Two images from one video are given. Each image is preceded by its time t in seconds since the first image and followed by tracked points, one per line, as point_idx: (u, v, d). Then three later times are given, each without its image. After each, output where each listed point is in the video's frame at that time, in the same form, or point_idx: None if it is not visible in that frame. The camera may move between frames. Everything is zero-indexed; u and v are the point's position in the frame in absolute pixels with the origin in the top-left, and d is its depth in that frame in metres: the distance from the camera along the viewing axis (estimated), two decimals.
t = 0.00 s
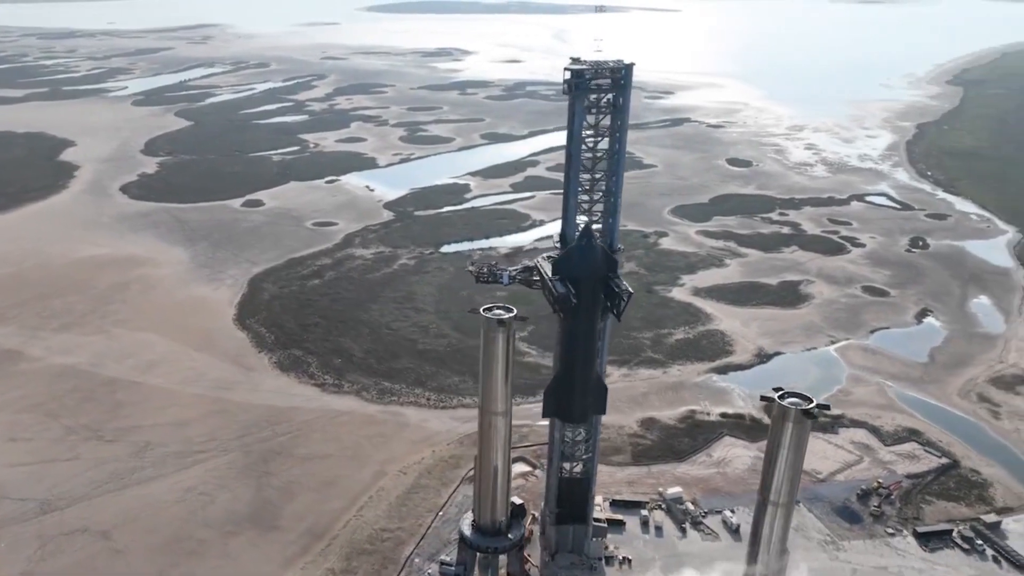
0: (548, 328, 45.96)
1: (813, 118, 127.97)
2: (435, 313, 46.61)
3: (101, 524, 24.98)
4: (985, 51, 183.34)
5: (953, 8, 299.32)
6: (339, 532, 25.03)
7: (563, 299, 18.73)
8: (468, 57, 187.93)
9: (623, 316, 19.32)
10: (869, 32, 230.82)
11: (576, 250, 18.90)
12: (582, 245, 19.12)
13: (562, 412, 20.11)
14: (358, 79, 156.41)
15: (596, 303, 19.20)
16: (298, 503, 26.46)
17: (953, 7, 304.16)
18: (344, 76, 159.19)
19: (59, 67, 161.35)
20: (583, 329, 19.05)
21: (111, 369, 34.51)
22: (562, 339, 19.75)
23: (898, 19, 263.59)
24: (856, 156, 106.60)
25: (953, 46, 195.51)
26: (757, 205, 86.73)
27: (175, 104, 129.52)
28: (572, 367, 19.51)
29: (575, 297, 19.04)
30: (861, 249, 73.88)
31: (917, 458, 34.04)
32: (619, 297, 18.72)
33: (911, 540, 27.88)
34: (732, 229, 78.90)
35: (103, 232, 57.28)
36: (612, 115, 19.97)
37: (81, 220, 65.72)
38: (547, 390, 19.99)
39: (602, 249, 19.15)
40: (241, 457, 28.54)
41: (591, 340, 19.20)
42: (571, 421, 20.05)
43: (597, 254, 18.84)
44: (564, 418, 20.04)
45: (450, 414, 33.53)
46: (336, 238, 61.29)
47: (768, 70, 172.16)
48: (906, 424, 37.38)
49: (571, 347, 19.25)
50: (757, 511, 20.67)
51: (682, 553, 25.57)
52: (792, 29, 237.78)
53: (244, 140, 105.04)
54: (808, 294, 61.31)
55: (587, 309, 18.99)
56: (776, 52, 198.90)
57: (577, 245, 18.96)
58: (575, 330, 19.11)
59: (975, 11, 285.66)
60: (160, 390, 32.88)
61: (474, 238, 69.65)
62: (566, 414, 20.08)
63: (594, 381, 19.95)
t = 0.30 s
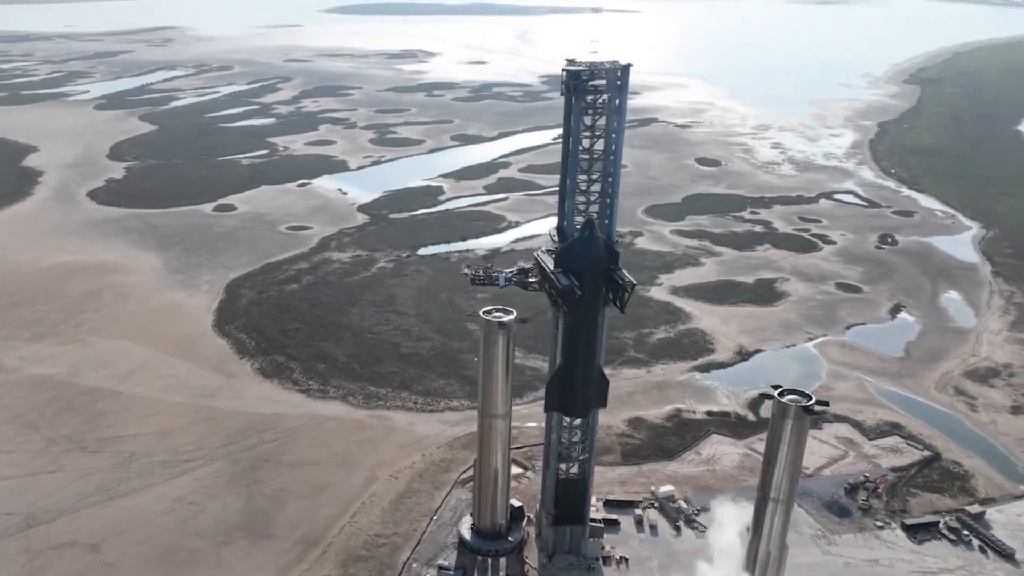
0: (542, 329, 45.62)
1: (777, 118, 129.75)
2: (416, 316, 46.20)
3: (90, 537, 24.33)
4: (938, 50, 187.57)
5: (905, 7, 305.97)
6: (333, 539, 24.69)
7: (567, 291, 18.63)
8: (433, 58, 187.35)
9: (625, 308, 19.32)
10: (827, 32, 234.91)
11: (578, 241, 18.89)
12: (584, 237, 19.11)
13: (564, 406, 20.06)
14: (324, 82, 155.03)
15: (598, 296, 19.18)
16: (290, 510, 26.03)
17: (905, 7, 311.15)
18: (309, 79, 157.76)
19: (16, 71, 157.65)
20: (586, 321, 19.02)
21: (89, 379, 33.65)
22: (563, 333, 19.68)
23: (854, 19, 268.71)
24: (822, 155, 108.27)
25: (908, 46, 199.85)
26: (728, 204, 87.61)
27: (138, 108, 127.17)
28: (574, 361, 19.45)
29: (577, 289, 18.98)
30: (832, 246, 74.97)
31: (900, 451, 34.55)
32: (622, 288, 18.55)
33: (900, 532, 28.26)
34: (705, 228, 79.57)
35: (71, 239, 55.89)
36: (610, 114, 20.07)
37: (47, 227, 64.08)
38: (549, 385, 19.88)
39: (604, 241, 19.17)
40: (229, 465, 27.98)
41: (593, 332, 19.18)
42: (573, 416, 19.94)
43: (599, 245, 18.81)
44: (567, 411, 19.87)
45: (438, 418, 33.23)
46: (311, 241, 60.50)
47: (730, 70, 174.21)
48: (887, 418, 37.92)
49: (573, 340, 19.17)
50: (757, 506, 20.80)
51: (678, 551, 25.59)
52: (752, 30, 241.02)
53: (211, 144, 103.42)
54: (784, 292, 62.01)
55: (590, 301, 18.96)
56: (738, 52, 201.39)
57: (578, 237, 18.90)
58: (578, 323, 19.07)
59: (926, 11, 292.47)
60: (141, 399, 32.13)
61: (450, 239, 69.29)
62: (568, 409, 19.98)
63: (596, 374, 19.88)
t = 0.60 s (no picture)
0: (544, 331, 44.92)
1: (742, 117, 131.31)
2: (398, 320, 45.79)
3: (79, 551, 23.67)
4: (893, 50, 191.69)
5: (856, 8, 311.97)
6: (328, 546, 24.34)
7: (570, 283, 18.59)
8: (397, 60, 186.45)
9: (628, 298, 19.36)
10: (784, 32, 238.60)
11: (578, 235, 18.90)
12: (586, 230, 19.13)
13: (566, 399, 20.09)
14: (289, 84, 153.35)
15: (600, 288, 19.21)
16: (282, 518, 25.59)
17: (857, 7, 317.67)
18: (274, 81, 155.88)
19: None
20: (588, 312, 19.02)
21: (67, 390, 32.76)
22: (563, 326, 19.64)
23: (810, 19, 273.14)
24: (788, 153, 109.79)
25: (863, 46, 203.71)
26: (700, 203, 88.35)
27: (100, 112, 124.51)
28: (575, 353, 19.51)
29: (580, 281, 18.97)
30: (804, 243, 76.00)
31: (883, 445, 35.07)
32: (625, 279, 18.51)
33: (888, 525, 28.66)
34: (678, 227, 80.18)
35: (39, 247, 54.44)
36: (607, 115, 20.05)
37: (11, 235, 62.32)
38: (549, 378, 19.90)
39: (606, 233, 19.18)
40: (216, 474, 27.40)
41: (594, 324, 19.23)
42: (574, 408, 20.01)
43: (601, 236, 18.86)
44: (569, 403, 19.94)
45: (427, 422, 32.94)
46: (286, 244, 59.64)
47: (693, 70, 175.86)
48: (868, 412, 38.48)
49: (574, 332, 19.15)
50: (757, 501, 20.91)
51: (673, 549, 25.65)
52: (711, 30, 243.63)
53: (178, 148, 101.62)
54: (759, 289, 62.68)
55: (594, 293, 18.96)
56: (699, 51, 203.34)
57: (579, 230, 18.88)
58: (580, 316, 19.04)
59: (878, 11, 299.01)
60: (122, 409, 31.33)
61: (426, 241, 68.86)
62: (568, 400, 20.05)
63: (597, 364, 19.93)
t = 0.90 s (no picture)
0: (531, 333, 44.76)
1: (708, 117, 132.73)
2: (378, 323, 45.32)
3: (66, 565, 23.00)
4: (848, 50, 195.27)
5: (810, 9, 317.70)
6: (323, 553, 24.00)
7: (573, 276, 18.43)
8: (359, 62, 185.20)
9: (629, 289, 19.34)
10: (743, 32, 241.76)
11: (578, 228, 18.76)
12: (585, 224, 19.09)
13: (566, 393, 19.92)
14: (252, 87, 151.44)
15: (601, 282, 19.18)
16: (274, 525, 25.14)
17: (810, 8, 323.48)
18: (237, 84, 153.80)
19: None
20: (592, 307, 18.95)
21: (44, 400, 31.85)
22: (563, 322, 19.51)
23: (767, 20, 277.13)
24: (754, 152, 111.18)
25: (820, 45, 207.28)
26: (671, 203, 89.01)
27: (59, 116, 121.64)
28: (576, 347, 19.44)
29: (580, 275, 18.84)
30: (775, 241, 76.96)
31: (865, 439, 35.65)
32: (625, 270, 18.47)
33: (875, 518, 29.12)
34: (651, 227, 80.66)
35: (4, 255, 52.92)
36: (603, 115, 20.00)
37: None
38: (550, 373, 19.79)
39: (606, 227, 19.15)
40: (204, 483, 26.83)
41: (595, 318, 19.08)
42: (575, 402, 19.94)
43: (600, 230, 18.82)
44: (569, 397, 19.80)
45: (414, 425, 32.65)
46: (259, 248, 58.70)
47: (657, 70, 177.25)
48: (848, 407, 39.02)
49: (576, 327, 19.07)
50: (754, 497, 20.94)
51: (668, 546, 25.75)
52: (671, 31, 245.94)
53: (142, 152, 99.65)
54: (735, 287, 63.28)
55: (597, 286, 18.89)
56: (661, 51, 205.07)
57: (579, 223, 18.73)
58: (580, 309, 18.90)
59: (831, 12, 304.54)
60: (102, 418, 30.55)
61: (400, 243, 68.33)
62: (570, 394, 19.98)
63: (598, 357, 19.90)
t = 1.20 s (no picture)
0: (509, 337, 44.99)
1: (672, 117, 133.94)
2: (357, 328, 44.85)
3: None
4: (804, 49, 198.79)
5: (764, 9, 322.46)
6: (316, 561, 23.65)
7: (574, 268, 18.32)
8: (321, 64, 183.40)
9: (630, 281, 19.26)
10: (700, 33, 244.48)
11: (579, 220, 18.68)
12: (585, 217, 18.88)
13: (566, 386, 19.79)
14: (214, 90, 149.21)
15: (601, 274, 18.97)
16: (264, 534, 24.70)
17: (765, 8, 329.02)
18: (198, 87, 151.29)
19: None
20: (593, 299, 18.76)
21: (18, 413, 30.87)
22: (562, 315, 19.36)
23: (723, 21, 280.50)
24: (719, 151, 112.43)
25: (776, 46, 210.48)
26: (641, 202, 89.61)
27: (15, 121, 118.38)
28: (577, 340, 19.25)
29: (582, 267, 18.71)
30: (745, 240, 77.89)
31: (846, 433, 36.41)
32: (627, 261, 18.34)
33: (862, 511, 29.77)
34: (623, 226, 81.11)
35: None
36: (597, 114, 19.96)
37: None
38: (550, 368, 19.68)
39: (606, 218, 19.05)
40: (191, 493, 26.26)
41: (595, 310, 18.92)
42: (576, 397, 19.79)
43: (601, 221, 18.71)
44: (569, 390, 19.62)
45: (400, 429, 32.39)
46: (232, 253, 57.71)
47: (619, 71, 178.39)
48: (828, 402, 39.68)
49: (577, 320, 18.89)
50: (750, 492, 21.18)
51: (661, 544, 25.90)
52: (629, 31, 247.63)
53: (105, 157, 97.49)
54: (709, 286, 63.90)
55: (599, 277, 18.73)
56: (621, 51, 206.24)
57: (580, 215, 18.67)
58: (581, 301, 18.72)
59: (785, 13, 309.72)
60: (80, 430, 29.76)
61: (374, 246, 67.76)
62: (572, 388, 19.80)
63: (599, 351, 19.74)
